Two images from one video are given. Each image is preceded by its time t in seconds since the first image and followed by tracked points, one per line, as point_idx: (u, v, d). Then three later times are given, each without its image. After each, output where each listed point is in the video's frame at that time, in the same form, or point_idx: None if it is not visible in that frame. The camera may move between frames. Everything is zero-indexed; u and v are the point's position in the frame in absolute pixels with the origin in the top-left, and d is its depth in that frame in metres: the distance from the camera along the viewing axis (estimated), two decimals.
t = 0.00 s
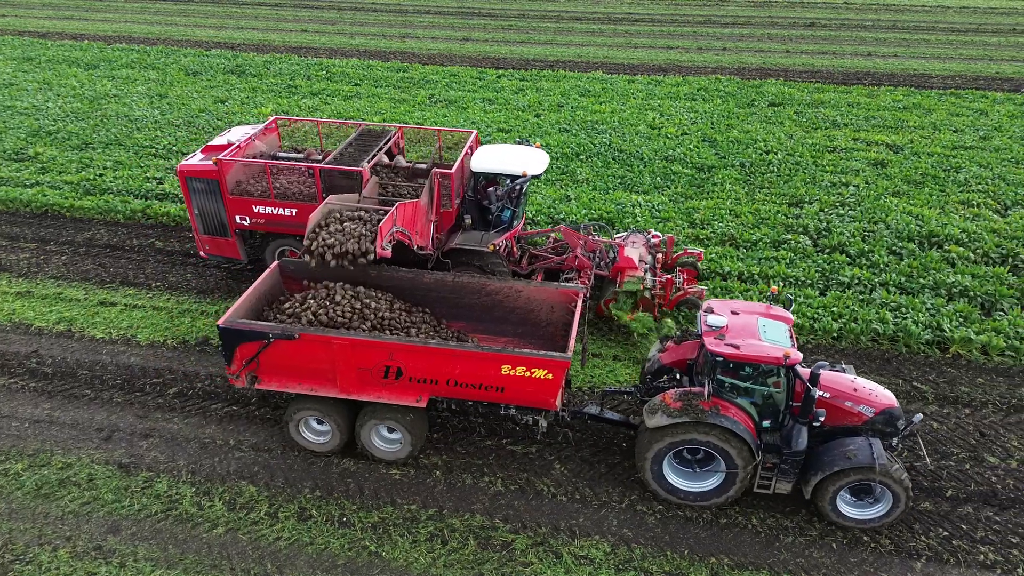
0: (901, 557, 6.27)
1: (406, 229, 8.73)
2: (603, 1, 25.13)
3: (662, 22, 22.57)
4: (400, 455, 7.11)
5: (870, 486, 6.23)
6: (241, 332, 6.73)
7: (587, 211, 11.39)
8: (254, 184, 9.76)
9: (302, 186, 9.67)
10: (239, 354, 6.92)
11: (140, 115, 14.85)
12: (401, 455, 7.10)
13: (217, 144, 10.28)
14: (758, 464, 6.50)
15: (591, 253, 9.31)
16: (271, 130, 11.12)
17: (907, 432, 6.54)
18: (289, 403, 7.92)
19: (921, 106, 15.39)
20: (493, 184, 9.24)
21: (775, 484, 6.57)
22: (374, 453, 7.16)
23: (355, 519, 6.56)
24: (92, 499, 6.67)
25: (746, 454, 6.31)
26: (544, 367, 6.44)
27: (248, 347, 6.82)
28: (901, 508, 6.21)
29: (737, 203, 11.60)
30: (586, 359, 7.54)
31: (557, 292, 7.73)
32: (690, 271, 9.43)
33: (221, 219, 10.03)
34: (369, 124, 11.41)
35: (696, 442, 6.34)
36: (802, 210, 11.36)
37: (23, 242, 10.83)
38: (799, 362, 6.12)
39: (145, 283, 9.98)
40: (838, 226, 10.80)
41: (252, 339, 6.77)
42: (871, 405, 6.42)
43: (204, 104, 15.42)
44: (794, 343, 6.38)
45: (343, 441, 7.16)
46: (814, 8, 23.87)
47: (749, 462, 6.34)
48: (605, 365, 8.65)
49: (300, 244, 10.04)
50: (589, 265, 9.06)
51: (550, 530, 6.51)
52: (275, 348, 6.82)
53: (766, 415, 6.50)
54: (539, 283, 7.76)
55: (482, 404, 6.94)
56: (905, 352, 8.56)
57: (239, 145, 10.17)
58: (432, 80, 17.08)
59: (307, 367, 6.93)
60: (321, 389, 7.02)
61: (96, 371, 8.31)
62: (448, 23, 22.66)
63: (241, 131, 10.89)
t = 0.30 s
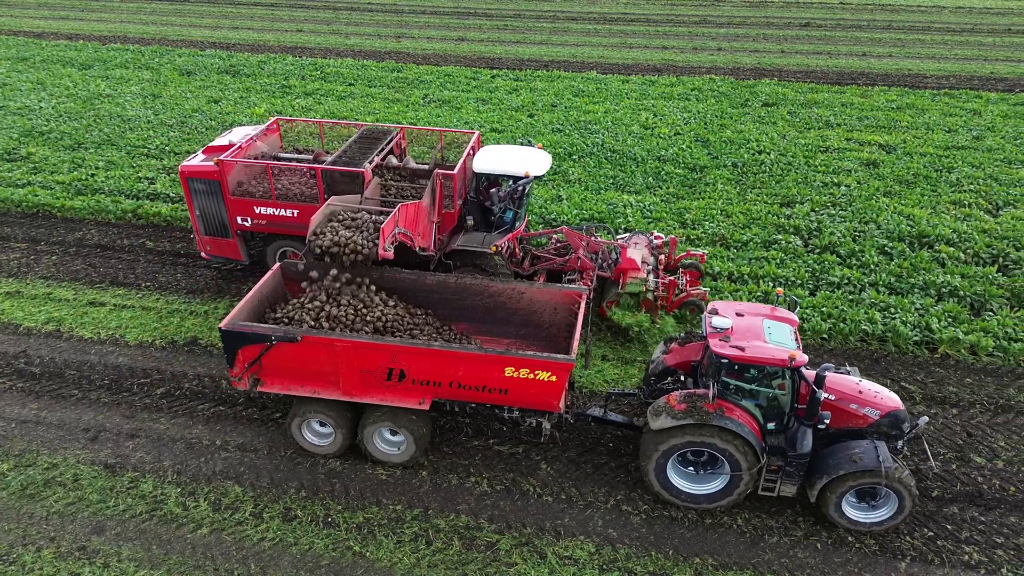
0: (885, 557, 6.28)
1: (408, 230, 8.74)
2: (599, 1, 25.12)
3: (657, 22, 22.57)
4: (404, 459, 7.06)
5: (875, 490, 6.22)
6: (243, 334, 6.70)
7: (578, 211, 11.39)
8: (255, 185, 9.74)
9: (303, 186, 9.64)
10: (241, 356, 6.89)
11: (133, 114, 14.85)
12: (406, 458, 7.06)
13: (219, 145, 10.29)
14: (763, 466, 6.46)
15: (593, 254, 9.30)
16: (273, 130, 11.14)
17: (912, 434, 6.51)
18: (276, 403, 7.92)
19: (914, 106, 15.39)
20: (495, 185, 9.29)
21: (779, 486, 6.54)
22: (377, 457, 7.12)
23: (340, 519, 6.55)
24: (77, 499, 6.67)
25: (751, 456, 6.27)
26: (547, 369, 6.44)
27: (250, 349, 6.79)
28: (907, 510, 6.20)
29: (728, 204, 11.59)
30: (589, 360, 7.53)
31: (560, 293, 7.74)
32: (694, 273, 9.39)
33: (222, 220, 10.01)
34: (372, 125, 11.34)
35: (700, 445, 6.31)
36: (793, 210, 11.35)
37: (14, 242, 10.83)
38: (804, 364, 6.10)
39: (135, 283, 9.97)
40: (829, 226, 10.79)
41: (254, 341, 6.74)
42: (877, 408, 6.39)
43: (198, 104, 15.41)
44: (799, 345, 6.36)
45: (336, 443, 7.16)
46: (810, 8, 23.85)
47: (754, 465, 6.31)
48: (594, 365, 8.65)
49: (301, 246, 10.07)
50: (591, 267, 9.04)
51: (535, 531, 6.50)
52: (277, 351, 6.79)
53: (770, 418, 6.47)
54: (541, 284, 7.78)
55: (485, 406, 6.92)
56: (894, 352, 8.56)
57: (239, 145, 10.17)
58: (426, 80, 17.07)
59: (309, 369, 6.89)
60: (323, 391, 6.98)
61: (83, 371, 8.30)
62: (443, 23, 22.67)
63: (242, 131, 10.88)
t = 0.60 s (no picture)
0: (865, 556, 6.29)
1: (406, 232, 8.72)
2: (591, 1, 25.13)
3: (648, 22, 22.59)
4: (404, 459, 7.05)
5: (876, 491, 6.21)
6: (241, 337, 6.69)
7: (566, 211, 11.40)
8: (252, 186, 9.69)
9: (301, 188, 9.60)
10: (240, 359, 6.86)
11: (121, 115, 14.81)
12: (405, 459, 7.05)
13: (216, 146, 10.23)
14: (764, 468, 6.42)
15: (592, 256, 9.34)
16: (269, 132, 11.16)
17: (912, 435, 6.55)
18: (259, 405, 7.90)
19: (903, 106, 15.42)
20: (494, 186, 9.36)
21: (780, 488, 6.48)
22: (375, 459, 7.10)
23: (321, 520, 6.53)
24: (57, 501, 6.65)
25: (752, 458, 6.27)
26: (547, 372, 6.42)
27: (248, 352, 6.77)
28: (908, 512, 6.20)
29: (716, 203, 11.61)
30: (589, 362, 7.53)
31: (560, 294, 7.76)
32: (692, 273, 9.36)
33: (219, 222, 9.98)
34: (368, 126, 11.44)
35: (701, 446, 6.29)
36: (780, 209, 11.37)
37: None
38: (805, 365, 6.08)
39: (120, 285, 9.94)
40: (816, 226, 10.81)
41: (252, 344, 6.71)
42: (877, 409, 6.42)
43: (187, 105, 15.37)
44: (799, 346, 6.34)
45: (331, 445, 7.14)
46: (801, 8, 23.89)
47: (755, 466, 6.30)
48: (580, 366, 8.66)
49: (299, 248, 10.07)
50: (590, 268, 9.09)
51: (516, 531, 6.50)
52: (276, 354, 6.76)
53: (771, 420, 6.48)
54: (541, 286, 7.79)
55: (486, 409, 6.88)
56: (878, 351, 8.58)
57: (237, 146, 10.15)
58: (416, 81, 17.06)
59: (308, 373, 6.86)
60: (322, 395, 6.94)
61: (66, 373, 8.28)
62: (434, 23, 22.67)
63: (238, 134, 10.85)
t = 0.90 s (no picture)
0: (838, 551, 6.35)
1: (397, 234, 8.70)
2: (574, 1, 25.16)
3: (630, 22, 22.65)
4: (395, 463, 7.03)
5: (868, 489, 6.24)
6: (230, 342, 6.65)
7: (545, 212, 11.41)
8: (241, 190, 9.69)
9: (290, 191, 9.59)
10: (230, 364, 6.83)
11: (99, 118, 14.68)
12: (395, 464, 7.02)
13: (202, 149, 10.24)
14: (757, 468, 6.45)
15: (583, 256, 9.30)
16: (257, 134, 11.17)
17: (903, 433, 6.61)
18: (235, 408, 7.84)
19: (881, 104, 15.54)
20: (484, 188, 9.31)
21: (774, 487, 6.52)
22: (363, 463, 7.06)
23: (295, 523, 6.50)
24: (28, 507, 6.58)
25: (745, 458, 6.30)
26: (540, 375, 6.40)
27: (238, 357, 6.73)
28: (900, 509, 6.22)
29: (694, 202, 11.67)
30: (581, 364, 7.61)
31: (552, 296, 7.81)
32: (683, 274, 9.40)
33: (207, 226, 9.91)
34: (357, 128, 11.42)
35: (693, 447, 6.32)
36: (758, 208, 11.44)
37: None
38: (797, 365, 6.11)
39: (95, 288, 9.85)
40: (793, 224, 10.87)
41: (242, 349, 6.68)
42: (869, 408, 6.46)
43: (165, 107, 15.25)
44: (791, 346, 6.37)
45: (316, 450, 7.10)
46: (782, 7, 24.02)
47: (748, 467, 6.34)
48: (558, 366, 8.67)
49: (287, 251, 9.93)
50: (581, 269, 9.19)
51: (491, 531, 6.49)
52: (266, 358, 6.73)
53: (764, 420, 6.49)
54: (533, 288, 7.83)
55: (478, 412, 6.88)
56: (852, 348, 8.65)
57: (225, 149, 10.19)
58: (397, 81, 17.02)
59: (299, 377, 6.84)
60: (312, 399, 6.92)
61: (39, 378, 8.19)
62: (416, 23, 22.62)
63: (226, 135, 10.89)
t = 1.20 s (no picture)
0: (810, 547, 6.39)
1: (388, 237, 8.62)
2: (556, 1, 25.16)
3: (612, 22, 22.68)
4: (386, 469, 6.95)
5: (859, 487, 6.27)
6: (220, 345, 6.61)
7: (525, 212, 11.44)
8: (228, 193, 9.62)
9: (278, 194, 9.57)
10: (219, 367, 6.78)
11: (76, 120, 14.54)
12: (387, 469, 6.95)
13: (189, 151, 10.26)
14: (749, 468, 6.47)
15: (574, 257, 9.50)
16: (245, 136, 11.18)
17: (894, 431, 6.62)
18: (210, 411, 7.77)
19: (859, 102, 15.64)
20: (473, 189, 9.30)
21: (766, 487, 6.54)
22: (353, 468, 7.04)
23: (269, 526, 6.46)
24: None
25: (736, 457, 6.32)
26: (532, 376, 6.38)
27: (228, 360, 6.69)
28: (891, 506, 6.24)
29: (673, 202, 11.73)
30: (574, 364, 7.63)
31: (543, 297, 7.86)
32: (673, 274, 9.34)
33: (194, 229, 9.83)
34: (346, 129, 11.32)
35: (685, 448, 6.33)
36: (736, 206, 11.51)
37: None
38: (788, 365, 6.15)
39: (69, 292, 9.75)
40: (770, 222, 10.94)
41: (231, 352, 6.65)
42: (859, 406, 6.46)
43: (143, 108, 15.13)
44: (782, 346, 6.41)
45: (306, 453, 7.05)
46: (763, 7, 24.12)
47: (740, 466, 6.35)
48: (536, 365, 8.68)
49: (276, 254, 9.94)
50: (572, 269, 9.27)
51: (466, 532, 6.48)
52: (255, 361, 6.69)
53: (756, 420, 6.50)
54: (524, 290, 7.87)
55: (470, 414, 6.87)
56: (827, 345, 8.71)
57: (210, 151, 10.22)
58: (378, 82, 16.97)
59: (289, 380, 6.80)
60: (303, 402, 6.88)
61: (10, 383, 8.11)
62: (398, 24, 22.56)
63: (213, 139, 10.94)
